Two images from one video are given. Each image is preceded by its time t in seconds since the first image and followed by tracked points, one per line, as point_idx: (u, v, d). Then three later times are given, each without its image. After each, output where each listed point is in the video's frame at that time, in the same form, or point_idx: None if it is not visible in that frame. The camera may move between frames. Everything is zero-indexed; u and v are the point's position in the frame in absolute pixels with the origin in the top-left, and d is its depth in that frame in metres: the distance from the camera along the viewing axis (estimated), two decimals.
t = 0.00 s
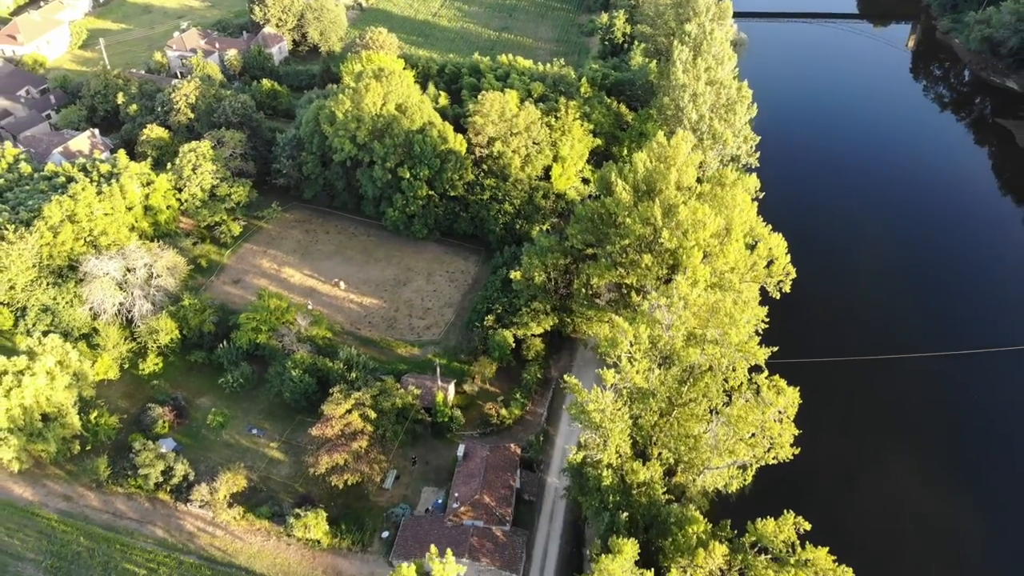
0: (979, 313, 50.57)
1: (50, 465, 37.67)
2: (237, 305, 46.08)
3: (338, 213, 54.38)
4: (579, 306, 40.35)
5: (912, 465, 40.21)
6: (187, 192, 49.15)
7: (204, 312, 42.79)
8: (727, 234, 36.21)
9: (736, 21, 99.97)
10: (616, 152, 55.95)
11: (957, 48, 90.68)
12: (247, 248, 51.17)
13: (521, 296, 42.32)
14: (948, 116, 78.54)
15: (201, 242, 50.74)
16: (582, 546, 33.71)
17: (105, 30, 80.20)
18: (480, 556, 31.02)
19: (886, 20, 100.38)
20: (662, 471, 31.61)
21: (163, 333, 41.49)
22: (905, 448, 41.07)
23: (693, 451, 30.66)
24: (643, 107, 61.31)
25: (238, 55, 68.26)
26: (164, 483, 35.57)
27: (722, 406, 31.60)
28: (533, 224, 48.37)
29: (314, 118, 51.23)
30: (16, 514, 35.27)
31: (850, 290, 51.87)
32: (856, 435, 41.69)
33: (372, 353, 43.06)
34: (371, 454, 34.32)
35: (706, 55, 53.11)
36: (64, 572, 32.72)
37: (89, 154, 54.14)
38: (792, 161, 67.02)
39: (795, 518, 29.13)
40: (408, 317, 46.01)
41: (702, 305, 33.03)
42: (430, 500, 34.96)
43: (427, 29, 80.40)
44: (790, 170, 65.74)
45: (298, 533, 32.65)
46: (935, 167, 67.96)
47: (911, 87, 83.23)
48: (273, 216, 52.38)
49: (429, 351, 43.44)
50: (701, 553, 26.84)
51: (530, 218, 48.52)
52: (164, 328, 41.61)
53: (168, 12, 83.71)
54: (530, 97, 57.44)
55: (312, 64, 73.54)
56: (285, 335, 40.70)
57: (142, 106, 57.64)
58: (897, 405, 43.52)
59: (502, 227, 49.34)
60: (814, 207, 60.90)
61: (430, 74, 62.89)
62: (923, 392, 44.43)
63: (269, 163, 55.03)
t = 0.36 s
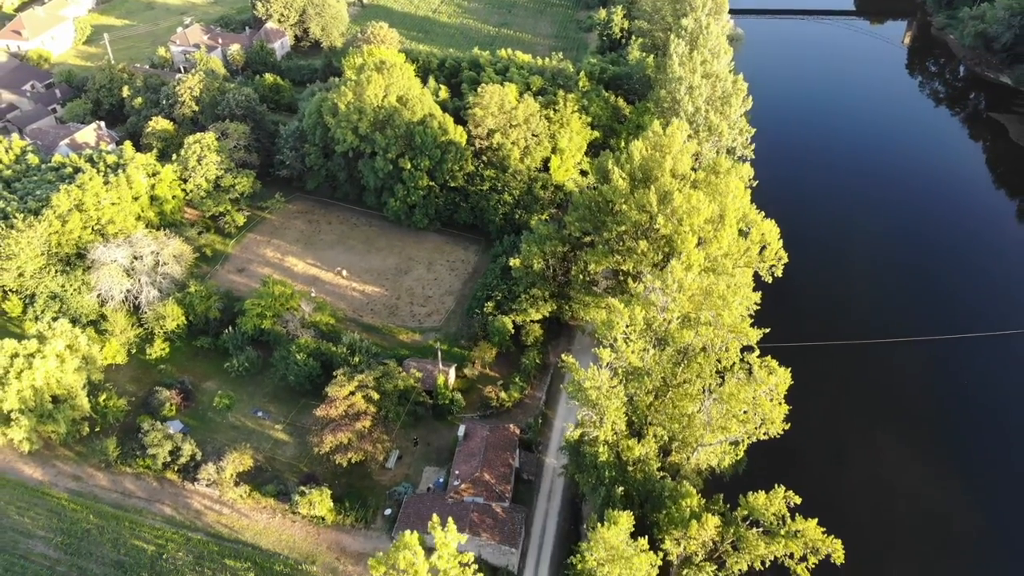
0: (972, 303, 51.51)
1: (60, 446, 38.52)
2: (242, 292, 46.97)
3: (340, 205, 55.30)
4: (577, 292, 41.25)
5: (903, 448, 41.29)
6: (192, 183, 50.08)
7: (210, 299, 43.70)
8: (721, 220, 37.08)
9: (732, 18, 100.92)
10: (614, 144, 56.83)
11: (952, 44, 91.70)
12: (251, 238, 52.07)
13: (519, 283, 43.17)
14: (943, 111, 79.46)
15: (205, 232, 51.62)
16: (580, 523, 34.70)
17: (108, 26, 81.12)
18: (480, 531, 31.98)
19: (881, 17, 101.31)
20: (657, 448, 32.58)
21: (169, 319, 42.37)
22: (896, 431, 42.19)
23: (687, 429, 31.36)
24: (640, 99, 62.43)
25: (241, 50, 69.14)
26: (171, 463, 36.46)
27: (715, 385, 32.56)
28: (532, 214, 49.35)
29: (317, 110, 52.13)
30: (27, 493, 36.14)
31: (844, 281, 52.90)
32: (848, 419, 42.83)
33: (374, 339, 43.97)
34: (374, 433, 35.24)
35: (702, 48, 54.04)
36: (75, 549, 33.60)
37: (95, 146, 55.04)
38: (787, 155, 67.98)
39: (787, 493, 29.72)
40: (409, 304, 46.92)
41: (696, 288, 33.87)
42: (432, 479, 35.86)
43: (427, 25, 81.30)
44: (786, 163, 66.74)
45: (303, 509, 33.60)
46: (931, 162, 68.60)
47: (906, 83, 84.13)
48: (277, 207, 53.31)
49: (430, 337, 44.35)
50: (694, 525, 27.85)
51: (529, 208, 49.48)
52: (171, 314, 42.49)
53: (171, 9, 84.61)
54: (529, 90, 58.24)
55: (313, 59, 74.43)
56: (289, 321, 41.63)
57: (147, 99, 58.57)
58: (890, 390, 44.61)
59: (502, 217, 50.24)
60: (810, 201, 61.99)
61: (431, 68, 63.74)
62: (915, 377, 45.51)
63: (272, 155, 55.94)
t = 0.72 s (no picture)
0: (964, 293, 52.43)
1: (69, 429, 39.39)
2: (246, 280, 47.87)
3: (342, 196, 56.25)
4: (574, 279, 42.09)
5: (894, 433, 42.25)
6: (197, 173, 51.01)
7: (215, 286, 44.61)
8: (716, 207, 38.03)
9: (729, 16, 101.96)
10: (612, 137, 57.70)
11: (946, 41, 92.60)
12: (254, 228, 52.98)
13: (518, 270, 44.01)
14: (938, 106, 80.34)
15: (210, 222, 52.53)
16: (577, 502, 35.64)
17: (112, 22, 82.04)
18: (480, 507, 32.90)
19: (877, 14, 102.24)
20: (652, 427, 33.48)
21: (175, 306, 43.29)
22: (887, 416, 43.18)
23: (681, 409, 32.40)
24: (638, 92, 63.37)
25: (244, 46, 70.07)
26: (179, 444, 37.34)
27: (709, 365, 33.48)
28: (531, 204, 50.32)
29: (319, 102, 53.07)
30: (38, 473, 37.02)
31: (836, 272, 53.99)
32: (839, 403, 43.90)
33: (377, 326, 44.88)
34: (376, 414, 36.14)
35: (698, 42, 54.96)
36: (84, 526, 34.49)
37: (101, 138, 55.98)
38: (781, 149, 69.15)
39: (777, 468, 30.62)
40: (410, 293, 47.81)
41: (690, 272, 34.87)
42: (433, 459, 36.76)
43: (427, 21, 82.19)
44: (780, 157, 67.86)
45: (307, 488, 34.51)
46: (925, 156, 69.45)
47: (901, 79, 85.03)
48: (280, 198, 54.26)
49: (431, 324, 45.26)
50: (688, 498, 28.76)
51: (528, 199, 50.41)
52: (177, 301, 43.38)
53: (174, 5, 85.52)
54: (528, 84, 58.99)
55: (315, 54, 75.32)
56: (293, 307, 42.56)
57: (152, 93, 59.49)
58: (881, 377, 45.59)
59: (501, 207, 51.09)
60: (805, 195, 62.98)
61: (431, 62, 64.56)
62: (906, 365, 46.49)
63: (275, 147, 56.88)
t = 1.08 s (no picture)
0: (956, 282, 53.44)
1: (77, 412, 40.25)
2: (250, 269, 48.76)
3: (344, 188, 57.15)
4: (573, 268, 42.90)
5: (887, 419, 43.17)
6: (201, 165, 51.93)
7: (220, 274, 45.53)
8: (710, 194, 39.00)
9: (727, 13, 102.84)
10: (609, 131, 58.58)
11: (941, 37, 93.48)
12: (258, 219, 53.87)
13: (517, 259, 44.84)
14: (932, 101, 81.24)
15: (214, 213, 53.42)
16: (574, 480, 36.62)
17: (116, 18, 82.93)
18: (481, 485, 33.80)
19: (873, 11, 103.20)
20: (648, 407, 34.33)
21: (181, 293, 44.18)
22: (879, 401, 44.19)
23: (675, 390, 33.23)
24: (635, 86, 64.17)
25: (247, 41, 70.91)
26: (185, 426, 38.22)
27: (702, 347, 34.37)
28: (530, 195, 51.17)
29: (322, 95, 53.99)
30: (47, 455, 37.87)
31: (830, 262, 55.04)
32: (832, 388, 44.91)
33: (379, 313, 45.77)
34: (379, 396, 37.03)
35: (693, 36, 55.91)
36: (94, 505, 35.35)
37: (106, 131, 56.89)
38: (777, 143, 70.13)
39: (769, 446, 31.46)
40: (412, 281, 48.68)
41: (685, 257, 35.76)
42: (434, 441, 37.65)
43: (428, 17, 83.07)
44: (775, 150, 69.04)
45: (312, 467, 35.42)
46: (920, 151, 70.39)
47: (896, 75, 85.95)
48: (283, 190, 55.17)
49: (432, 312, 46.13)
50: (681, 473, 29.65)
51: (527, 189, 51.23)
52: (183, 289, 44.27)
53: (177, 2, 86.38)
54: (527, 78, 59.83)
55: (316, 50, 76.20)
56: (297, 294, 43.45)
57: (157, 87, 60.39)
58: (874, 363, 46.58)
59: (501, 198, 51.89)
60: (801, 188, 63.94)
61: (431, 57, 65.36)
62: (898, 351, 47.48)
63: (278, 140, 57.81)
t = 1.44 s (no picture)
0: (948, 272, 54.32)
1: (86, 396, 41.09)
2: (254, 258, 49.66)
3: (346, 180, 58.05)
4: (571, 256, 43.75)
5: (879, 402, 44.06)
6: (206, 157, 52.86)
7: (225, 263, 46.44)
8: (704, 183, 40.10)
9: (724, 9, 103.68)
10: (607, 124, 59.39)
11: (937, 34, 94.33)
12: (261, 210, 54.74)
13: (516, 248, 45.68)
14: (927, 97, 82.12)
15: (219, 204, 54.31)
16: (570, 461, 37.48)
17: (119, 15, 83.79)
18: (480, 464, 34.77)
19: (869, 9, 104.05)
20: (644, 389, 35.20)
21: (187, 281, 45.05)
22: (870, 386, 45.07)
23: (670, 371, 34.12)
24: (633, 80, 65.00)
25: (249, 37, 71.87)
26: (192, 409, 39.10)
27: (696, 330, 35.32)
28: (529, 186, 52.05)
29: (324, 89, 54.96)
30: (57, 437, 38.71)
31: (825, 252, 55.87)
32: (825, 374, 45.78)
33: (380, 301, 46.67)
34: (382, 379, 37.97)
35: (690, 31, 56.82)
36: (103, 485, 36.19)
37: (112, 124, 57.75)
38: (772, 137, 70.96)
39: (762, 424, 32.30)
40: (413, 271, 49.53)
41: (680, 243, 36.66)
42: (436, 423, 38.61)
43: (428, 14, 83.96)
44: (770, 142, 70.01)
45: (316, 448, 36.32)
46: (915, 144, 71.25)
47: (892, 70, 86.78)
48: (286, 182, 56.09)
49: (434, 300, 47.00)
50: (675, 450, 30.61)
51: (526, 180, 52.07)
52: (189, 277, 45.13)
53: None
54: (526, 72, 60.56)
55: (318, 45, 77.03)
56: (300, 282, 44.36)
57: (161, 81, 61.27)
58: (866, 350, 47.46)
59: (500, 189, 52.76)
60: (796, 180, 64.78)
61: (432, 52, 66.12)
62: (891, 338, 48.34)
63: (281, 133, 58.71)
